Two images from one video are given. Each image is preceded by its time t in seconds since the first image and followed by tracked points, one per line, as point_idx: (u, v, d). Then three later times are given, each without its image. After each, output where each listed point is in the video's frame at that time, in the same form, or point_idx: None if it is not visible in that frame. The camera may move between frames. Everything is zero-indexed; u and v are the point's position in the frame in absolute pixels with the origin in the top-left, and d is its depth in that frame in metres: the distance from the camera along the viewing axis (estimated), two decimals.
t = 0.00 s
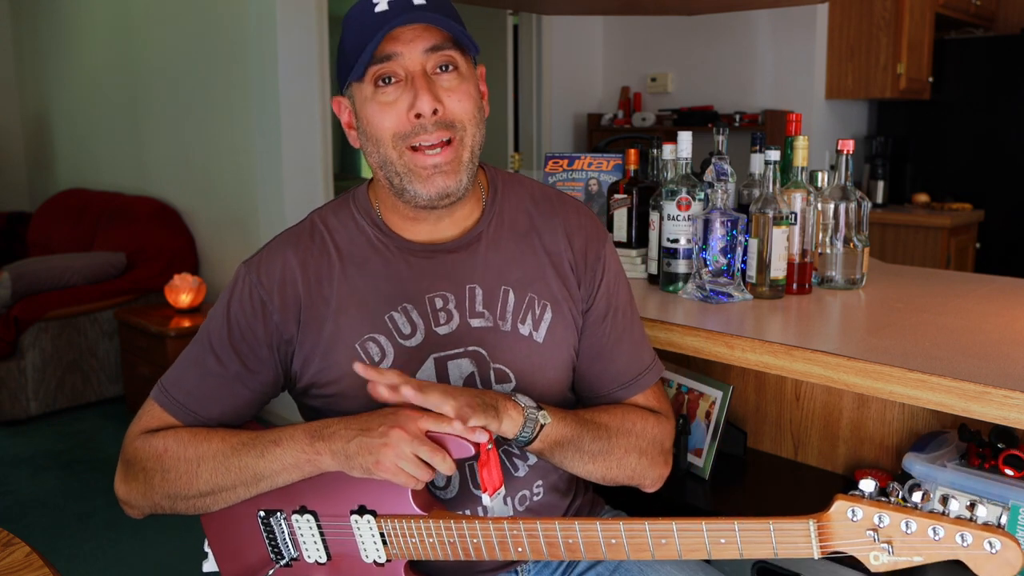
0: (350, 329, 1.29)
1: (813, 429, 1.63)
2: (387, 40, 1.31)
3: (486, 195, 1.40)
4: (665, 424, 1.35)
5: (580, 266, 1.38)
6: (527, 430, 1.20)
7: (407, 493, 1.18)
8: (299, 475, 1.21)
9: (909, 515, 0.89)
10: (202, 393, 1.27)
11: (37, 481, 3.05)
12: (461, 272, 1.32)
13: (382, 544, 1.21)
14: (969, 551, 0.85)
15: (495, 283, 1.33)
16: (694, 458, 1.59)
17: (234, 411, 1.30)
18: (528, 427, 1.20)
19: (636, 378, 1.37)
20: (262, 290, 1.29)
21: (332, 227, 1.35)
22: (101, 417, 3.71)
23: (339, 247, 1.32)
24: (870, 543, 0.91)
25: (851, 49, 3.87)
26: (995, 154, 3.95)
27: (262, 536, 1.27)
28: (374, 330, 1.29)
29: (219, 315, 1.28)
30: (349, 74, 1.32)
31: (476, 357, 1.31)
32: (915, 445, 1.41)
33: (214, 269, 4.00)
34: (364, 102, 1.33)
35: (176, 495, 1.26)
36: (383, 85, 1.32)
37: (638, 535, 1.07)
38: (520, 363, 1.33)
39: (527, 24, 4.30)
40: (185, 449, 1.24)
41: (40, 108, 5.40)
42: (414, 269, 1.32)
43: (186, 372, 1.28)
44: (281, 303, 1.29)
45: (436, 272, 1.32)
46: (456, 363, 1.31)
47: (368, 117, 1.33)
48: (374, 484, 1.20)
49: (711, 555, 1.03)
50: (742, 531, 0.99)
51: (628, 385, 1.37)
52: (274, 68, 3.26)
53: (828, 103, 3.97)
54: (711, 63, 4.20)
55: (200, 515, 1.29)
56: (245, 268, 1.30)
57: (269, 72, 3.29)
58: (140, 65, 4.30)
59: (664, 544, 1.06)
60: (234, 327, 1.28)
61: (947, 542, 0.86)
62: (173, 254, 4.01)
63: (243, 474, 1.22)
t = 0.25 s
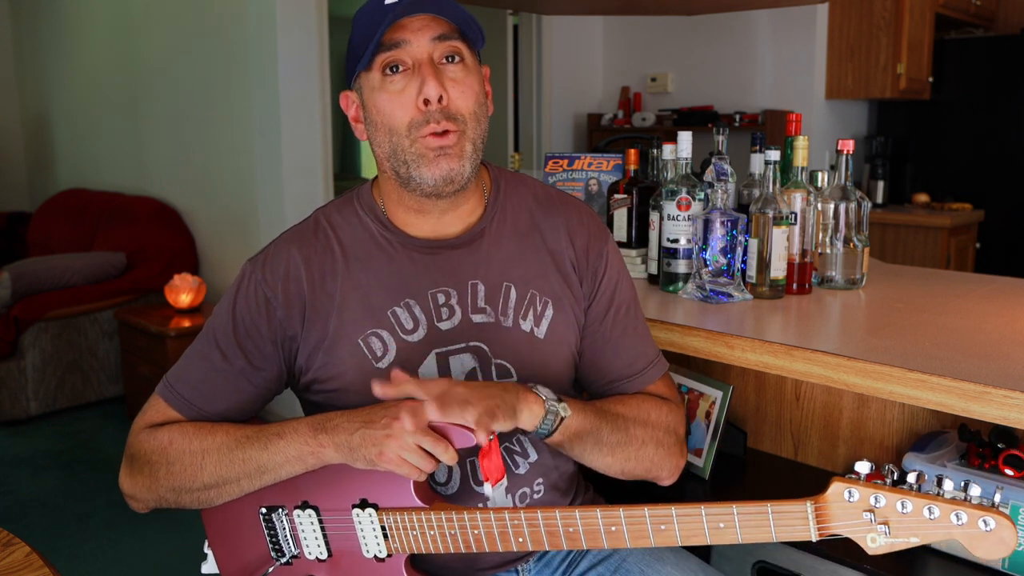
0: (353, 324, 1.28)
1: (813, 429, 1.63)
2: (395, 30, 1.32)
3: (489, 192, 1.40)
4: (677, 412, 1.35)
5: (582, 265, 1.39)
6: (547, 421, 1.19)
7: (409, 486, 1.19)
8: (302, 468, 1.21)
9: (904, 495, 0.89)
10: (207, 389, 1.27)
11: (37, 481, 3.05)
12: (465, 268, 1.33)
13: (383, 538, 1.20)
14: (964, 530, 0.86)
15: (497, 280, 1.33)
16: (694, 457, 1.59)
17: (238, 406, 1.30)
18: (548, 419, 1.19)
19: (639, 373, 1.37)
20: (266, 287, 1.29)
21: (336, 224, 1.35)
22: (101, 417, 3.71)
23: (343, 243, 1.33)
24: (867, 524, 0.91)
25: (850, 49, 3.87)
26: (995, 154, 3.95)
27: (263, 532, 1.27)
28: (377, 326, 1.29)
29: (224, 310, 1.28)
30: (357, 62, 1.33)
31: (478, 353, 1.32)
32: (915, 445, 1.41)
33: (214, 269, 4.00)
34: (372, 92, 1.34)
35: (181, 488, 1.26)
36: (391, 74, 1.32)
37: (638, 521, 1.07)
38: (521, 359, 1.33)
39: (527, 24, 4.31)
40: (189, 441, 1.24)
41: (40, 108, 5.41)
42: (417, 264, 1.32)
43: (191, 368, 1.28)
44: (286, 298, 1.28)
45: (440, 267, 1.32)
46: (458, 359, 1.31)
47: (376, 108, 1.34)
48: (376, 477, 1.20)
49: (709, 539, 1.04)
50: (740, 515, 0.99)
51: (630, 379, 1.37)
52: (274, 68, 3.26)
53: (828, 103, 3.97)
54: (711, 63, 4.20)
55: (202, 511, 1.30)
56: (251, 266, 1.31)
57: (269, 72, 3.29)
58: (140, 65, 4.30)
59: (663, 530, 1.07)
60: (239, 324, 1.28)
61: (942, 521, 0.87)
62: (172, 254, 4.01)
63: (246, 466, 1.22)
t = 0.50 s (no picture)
0: (356, 320, 1.28)
1: (813, 429, 1.63)
2: (393, 30, 1.33)
3: (491, 190, 1.40)
4: (682, 410, 1.36)
5: (584, 263, 1.39)
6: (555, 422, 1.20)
7: (410, 487, 1.19)
8: (302, 469, 1.21)
9: (908, 507, 0.88)
10: (210, 385, 1.27)
11: (37, 482, 3.05)
12: (467, 265, 1.33)
13: (384, 539, 1.20)
14: (969, 543, 0.85)
15: (499, 277, 1.33)
16: (694, 457, 1.59)
17: (241, 403, 1.30)
18: (556, 421, 1.20)
19: (641, 370, 1.37)
20: (270, 284, 1.28)
21: (339, 221, 1.35)
22: (101, 417, 3.71)
23: (346, 240, 1.33)
24: (870, 536, 0.91)
25: (850, 49, 3.87)
26: (995, 153, 3.95)
27: (264, 532, 1.26)
28: (379, 321, 1.29)
29: (227, 306, 1.28)
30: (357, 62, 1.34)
31: (480, 349, 1.32)
32: (915, 446, 1.40)
33: (214, 269, 4.00)
34: (372, 92, 1.35)
35: (182, 486, 1.26)
36: (391, 74, 1.33)
37: (640, 529, 1.07)
38: (523, 355, 1.33)
39: (527, 24, 4.31)
40: (190, 439, 1.24)
41: (39, 108, 5.40)
42: (419, 261, 1.32)
43: (194, 364, 1.28)
44: (288, 295, 1.28)
45: (442, 264, 1.32)
46: (460, 355, 1.31)
47: (376, 107, 1.34)
48: (379, 479, 1.20)
49: (712, 548, 1.03)
50: (742, 524, 0.99)
51: (632, 376, 1.37)
52: (274, 68, 3.26)
53: (828, 103, 3.97)
54: (711, 63, 4.20)
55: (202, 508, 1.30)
56: (254, 263, 1.31)
57: (269, 73, 3.29)
58: (140, 65, 4.30)
59: (665, 537, 1.06)
60: (243, 320, 1.28)
61: (947, 534, 0.86)
62: (172, 254, 4.01)
63: (247, 465, 1.22)
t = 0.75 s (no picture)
0: (358, 316, 1.28)
1: (813, 429, 1.63)
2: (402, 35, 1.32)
3: (494, 190, 1.40)
4: (679, 408, 1.35)
5: (584, 262, 1.39)
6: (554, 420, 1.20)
7: (412, 486, 1.19)
8: (304, 468, 1.21)
9: (911, 515, 0.89)
10: (213, 379, 1.27)
11: (37, 482, 3.05)
12: (468, 262, 1.33)
13: (386, 539, 1.20)
14: (971, 552, 0.86)
15: (500, 275, 1.33)
16: (695, 457, 1.58)
17: (243, 399, 1.29)
18: (554, 415, 1.20)
19: (642, 367, 1.37)
20: (273, 281, 1.28)
21: (342, 219, 1.35)
22: (101, 417, 3.71)
23: (348, 238, 1.33)
24: (873, 544, 0.91)
25: (850, 49, 3.87)
26: (994, 153, 3.95)
27: (265, 530, 1.26)
28: (381, 317, 1.29)
29: (231, 302, 1.28)
30: (366, 65, 1.33)
31: (481, 346, 1.32)
32: (915, 446, 1.40)
33: (215, 269, 4.00)
34: (379, 95, 1.34)
35: (184, 483, 1.26)
36: (398, 79, 1.32)
37: (643, 533, 1.07)
38: (524, 352, 1.33)
39: (527, 24, 4.31)
40: (193, 436, 1.24)
41: (39, 108, 5.40)
42: (421, 259, 1.32)
43: (198, 360, 1.28)
44: (291, 292, 1.28)
45: (444, 261, 1.32)
46: (461, 351, 1.31)
47: (382, 109, 1.34)
48: (381, 479, 1.20)
49: (714, 553, 1.03)
50: (745, 530, 0.99)
51: (633, 374, 1.37)
52: (273, 69, 3.26)
53: (828, 103, 3.97)
54: (711, 63, 4.20)
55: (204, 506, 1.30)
56: (258, 261, 1.31)
57: (269, 73, 3.29)
58: (140, 65, 4.30)
59: (667, 542, 1.07)
60: (246, 316, 1.28)
61: (949, 542, 0.86)
62: (173, 254, 4.01)
63: (249, 464, 1.22)
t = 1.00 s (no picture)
0: (359, 313, 1.28)
1: (813, 429, 1.63)
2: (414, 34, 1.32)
3: (495, 190, 1.40)
4: (683, 405, 1.34)
5: (584, 261, 1.39)
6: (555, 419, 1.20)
7: (413, 485, 1.19)
8: (306, 466, 1.21)
9: (910, 513, 0.89)
10: (216, 377, 1.27)
11: (37, 481, 3.05)
12: (469, 261, 1.33)
13: (386, 538, 1.20)
14: (969, 549, 0.86)
15: (501, 273, 1.33)
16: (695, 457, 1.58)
17: (246, 397, 1.29)
18: (556, 413, 1.19)
19: (642, 365, 1.37)
20: (276, 278, 1.29)
21: (344, 217, 1.35)
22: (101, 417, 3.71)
23: (350, 236, 1.33)
24: (871, 541, 0.91)
25: (850, 49, 3.87)
26: (994, 154, 3.95)
27: (266, 528, 1.26)
28: (382, 315, 1.29)
29: (234, 298, 1.28)
30: (376, 60, 1.33)
31: (482, 344, 1.32)
32: (915, 446, 1.40)
33: (215, 269, 4.00)
34: (387, 91, 1.34)
35: (186, 481, 1.25)
36: (408, 76, 1.33)
37: (642, 530, 1.07)
38: (525, 350, 1.33)
39: (527, 24, 4.31)
40: (195, 433, 1.24)
41: (40, 108, 5.40)
42: (423, 257, 1.32)
43: (200, 357, 1.28)
44: (293, 290, 1.28)
45: (445, 260, 1.32)
46: (462, 349, 1.31)
47: (389, 106, 1.34)
48: (382, 477, 1.20)
49: (713, 551, 1.03)
50: (744, 527, 0.99)
51: (635, 372, 1.37)
52: (273, 69, 3.27)
53: (828, 103, 3.97)
54: (711, 63, 4.20)
55: (206, 503, 1.29)
56: (261, 258, 1.31)
57: (269, 73, 3.29)
58: (140, 65, 4.30)
59: (667, 540, 1.06)
60: (248, 314, 1.28)
61: (948, 539, 0.86)
62: (173, 254, 4.01)
63: (251, 461, 1.22)
